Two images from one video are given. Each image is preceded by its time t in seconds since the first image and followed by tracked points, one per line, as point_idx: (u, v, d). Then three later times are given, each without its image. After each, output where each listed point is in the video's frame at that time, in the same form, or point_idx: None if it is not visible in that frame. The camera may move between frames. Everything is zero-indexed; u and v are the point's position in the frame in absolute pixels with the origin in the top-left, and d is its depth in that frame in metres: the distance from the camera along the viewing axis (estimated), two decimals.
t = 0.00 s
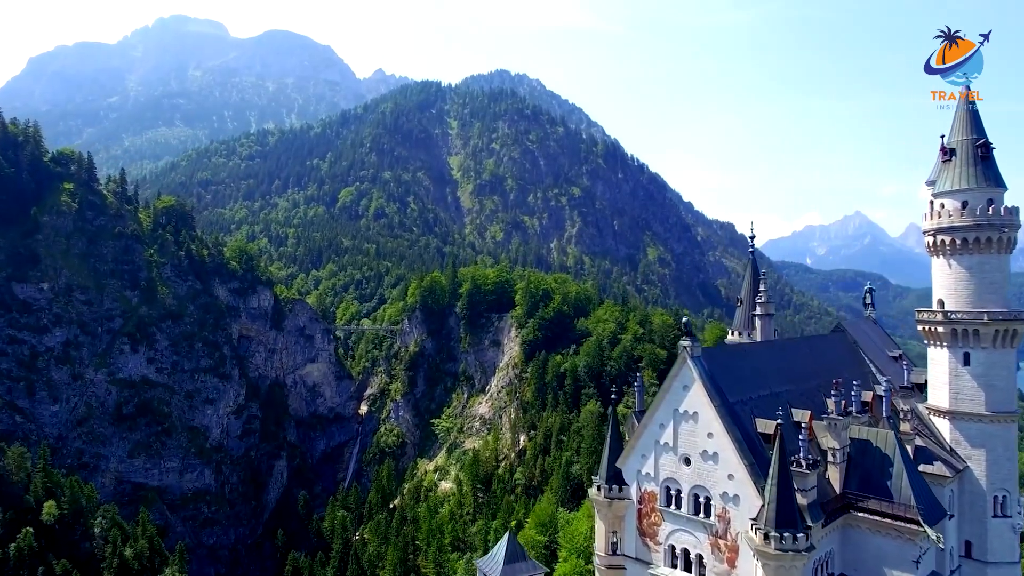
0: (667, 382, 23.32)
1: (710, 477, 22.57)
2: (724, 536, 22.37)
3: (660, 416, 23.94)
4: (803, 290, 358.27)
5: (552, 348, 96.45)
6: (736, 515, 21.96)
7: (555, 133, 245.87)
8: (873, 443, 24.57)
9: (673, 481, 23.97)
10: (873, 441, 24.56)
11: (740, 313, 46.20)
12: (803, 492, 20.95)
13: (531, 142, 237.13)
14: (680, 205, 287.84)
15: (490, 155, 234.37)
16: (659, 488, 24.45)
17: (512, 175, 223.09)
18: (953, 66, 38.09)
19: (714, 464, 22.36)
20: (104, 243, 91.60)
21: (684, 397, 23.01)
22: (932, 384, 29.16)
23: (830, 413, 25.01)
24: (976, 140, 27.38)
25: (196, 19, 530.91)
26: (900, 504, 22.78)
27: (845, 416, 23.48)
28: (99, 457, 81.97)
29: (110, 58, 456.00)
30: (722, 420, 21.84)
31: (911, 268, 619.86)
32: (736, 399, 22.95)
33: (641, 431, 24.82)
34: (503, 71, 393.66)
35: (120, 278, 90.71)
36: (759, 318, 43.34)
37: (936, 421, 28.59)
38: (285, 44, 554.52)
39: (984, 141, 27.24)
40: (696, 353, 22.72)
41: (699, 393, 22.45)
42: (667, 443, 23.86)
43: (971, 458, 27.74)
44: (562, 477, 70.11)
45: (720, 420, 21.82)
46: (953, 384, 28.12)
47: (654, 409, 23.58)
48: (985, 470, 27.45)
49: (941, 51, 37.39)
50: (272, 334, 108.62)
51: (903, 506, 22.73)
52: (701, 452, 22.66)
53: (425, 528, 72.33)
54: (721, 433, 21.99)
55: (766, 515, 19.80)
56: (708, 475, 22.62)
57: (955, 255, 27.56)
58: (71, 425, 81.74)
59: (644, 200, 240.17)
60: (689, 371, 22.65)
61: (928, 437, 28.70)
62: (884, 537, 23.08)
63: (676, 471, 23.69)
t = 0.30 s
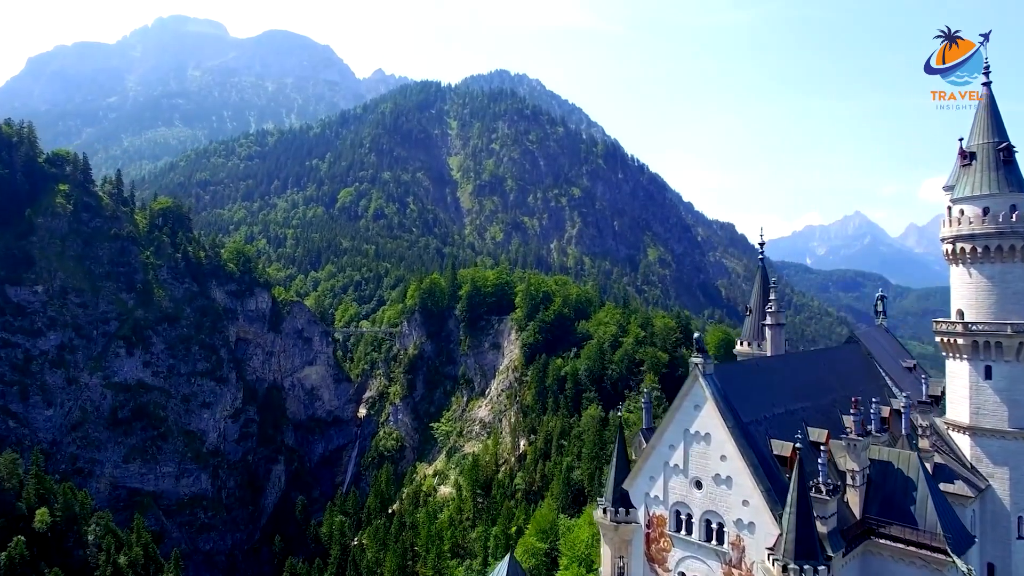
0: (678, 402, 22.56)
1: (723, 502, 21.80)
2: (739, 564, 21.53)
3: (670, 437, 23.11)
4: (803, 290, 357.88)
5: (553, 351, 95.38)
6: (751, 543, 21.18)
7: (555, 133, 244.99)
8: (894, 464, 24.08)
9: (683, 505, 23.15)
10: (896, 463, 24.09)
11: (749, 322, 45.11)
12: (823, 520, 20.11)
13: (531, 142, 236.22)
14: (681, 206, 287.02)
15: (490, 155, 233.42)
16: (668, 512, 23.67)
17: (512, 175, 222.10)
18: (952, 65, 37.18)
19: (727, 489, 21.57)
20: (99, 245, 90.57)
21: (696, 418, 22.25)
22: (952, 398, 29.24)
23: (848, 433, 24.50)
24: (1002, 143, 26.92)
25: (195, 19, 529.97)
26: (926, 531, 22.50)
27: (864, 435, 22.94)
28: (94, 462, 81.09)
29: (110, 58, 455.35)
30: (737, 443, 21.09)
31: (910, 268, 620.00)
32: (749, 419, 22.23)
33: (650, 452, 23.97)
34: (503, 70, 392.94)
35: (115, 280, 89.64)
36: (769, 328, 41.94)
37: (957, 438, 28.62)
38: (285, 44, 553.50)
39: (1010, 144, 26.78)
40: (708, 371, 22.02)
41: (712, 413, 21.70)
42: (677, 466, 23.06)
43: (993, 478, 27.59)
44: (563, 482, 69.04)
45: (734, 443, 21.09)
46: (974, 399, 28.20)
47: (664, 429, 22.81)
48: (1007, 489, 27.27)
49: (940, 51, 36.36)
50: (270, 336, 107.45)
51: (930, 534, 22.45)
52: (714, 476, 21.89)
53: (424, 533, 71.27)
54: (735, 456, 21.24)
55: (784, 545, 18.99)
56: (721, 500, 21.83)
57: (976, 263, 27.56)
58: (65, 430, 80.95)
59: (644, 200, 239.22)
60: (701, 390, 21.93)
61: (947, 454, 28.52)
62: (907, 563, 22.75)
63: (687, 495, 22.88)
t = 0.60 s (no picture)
0: (689, 422, 21.78)
1: (737, 530, 20.92)
2: None
3: (680, 459, 22.20)
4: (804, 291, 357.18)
5: (553, 354, 94.35)
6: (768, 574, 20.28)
7: (555, 134, 244.07)
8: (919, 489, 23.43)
9: (694, 532, 22.18)
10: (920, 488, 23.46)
11: (758, 333, 43.17)
12: (846, 551, 19.30)
13: (531, 142, 235.34)
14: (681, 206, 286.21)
15: (490, 155, 232.34)
16: (678, 539, 22.71)
17: (511, 176, 220.98)
18: (952, 65, 36.37)
19: (742, 515, 20.71)
20: (94, 246, 89.47)
21: (707, 440, 21.45)
22: (972, 414, 28.48)
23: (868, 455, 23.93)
24: None
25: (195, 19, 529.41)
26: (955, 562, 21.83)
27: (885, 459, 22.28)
28: (88, 467, 79.87)
29: (109, 58, 454.09)
30: (753, 467, 20.29)
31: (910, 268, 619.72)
32: (763, 440, 21.58)
33: (658, 475, 23.06)
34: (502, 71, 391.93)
35: (110, 283, 88.57)
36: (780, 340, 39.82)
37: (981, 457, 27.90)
38: (285, 44, 552.43)
39: None
40: (721, 391, 21.30)
41: (726, 435, 20.89)
42: (688, 490, 22.16)
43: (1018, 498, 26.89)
44: (564, 488, 67.74)
45: (751, 467, 20.28)
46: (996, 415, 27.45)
47: (674, 451, 21.96)
48: None
49: (940, 51, 35.37)
50: (268, 339, 106.36)
51: (960, 566, 21.77)
52: (728, 502, 21.03)
53: (423, 539, 70.12)
54: (751, 481, 20.42)
55: None
56: (736, 528, 20.95)
57: (997, 273, 26.95)
58: (59, 435, 79.84)
59: (644, 200, 238.10)
60: (713, 411, 21.18)
61: (969, 473, 27.82)
62: None
63: (699, 521, 21.91)
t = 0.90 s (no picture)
0: (706, 451, 20.69)
1: (757, 569, 19.84)
2: None
3: (695, 489, 21.10)
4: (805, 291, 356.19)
5: (553, 358, 93.01)
6: None
7: (555, 134, 242.87)
8: (952, 522, 22.70)
9: (709, 568, 20.97)
10: (954, 521, 22.65)
11: (771, 345, 39.17)
12: None
13: (531, 143, 234.29)
14: (681, 206, 285.25)
15: (489, 155, 231.07)
16: None
17: (511, 176, 219.64)
18: (952, 66, 35.19)
19: (761, 553, 19.66)
20: (88, 249, 88.14)
21: (724, 471, 20.36)
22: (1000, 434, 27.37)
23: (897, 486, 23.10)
24: None
25: (195, 19, 528.57)
26: None
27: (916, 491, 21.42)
28: (81, 473, 78.63)
29: (108, 58, 452.46)
30: (774, 502, 19.29)
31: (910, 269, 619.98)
32: (784, 471, 20.56)
33: (672, 505, 21.85)
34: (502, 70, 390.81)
35: (104, 286, 87.25)
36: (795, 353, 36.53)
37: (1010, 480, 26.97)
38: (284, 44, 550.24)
39: None
40: (742, 419, 20.28)
41: (745, 465, 19.85)
42: (704, 524, 21.03)
43: None
44: (565, 495, 66.44)
45: (772, 502, 19.23)
46: None
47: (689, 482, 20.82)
48: None
49: (940, 51, 34.27)
50: (265, 342, 105.08)
51: None
52: (747, 538, 19.93)
53: (421, 546, 68.91)
54: (772, 517, 19.36)
55: None
56: (755, 566, 19.86)
57: None
58: (52, 440, 78.68)
59: (644, 200, 236.72)
60: (733, 440, 20.10)
61: (998, 496, 26.93)
62: None
63: (715, 557, 20.72)
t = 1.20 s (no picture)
0: (721, 479, 19.80)
1: None
2: None
3: (708, 519, 20.11)
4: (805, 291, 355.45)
5: (554, 361, 91.90)
6: None
7: (555, 134, 241.92)
8: (988, 554, 21.76)
9: None
10: (989, 553, 21.76)
11: (782, 356, 35.48)
12: None
13: (531, 143, 233.38)
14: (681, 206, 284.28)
15: (489, 155, 229.95)
16: None
17: (511, 176, 218.61)
18: (953, 66, 34.25)
19: None
20: (83, 251, 86.99)
21: (742, 500, 19.45)
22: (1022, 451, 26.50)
23: (926, 515, 22.17)
24: None
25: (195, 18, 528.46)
26: None
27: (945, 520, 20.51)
28: (75, 479, 77.57)
29: (107, 57, 451.09)
30: (794, 534, 18.42)
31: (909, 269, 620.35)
32: (806, 500, 19.70)
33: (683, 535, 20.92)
34: (502, 70, 389.77)
35: (100, 288, 86.14)
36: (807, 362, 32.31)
37: None
38: (284, 43, 548.53)
39: None
40: (761, 445, 19.43)
41: (765, 496, 18.92)
42: (719, 555, 20.05)
43: None
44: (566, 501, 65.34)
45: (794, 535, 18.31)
46: None
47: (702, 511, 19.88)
48: None
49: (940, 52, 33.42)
50: (263, 345, 103.97)
51: None
52: (766, 571, 18.99)
53: (419, 553, 67.87)
54: (794, 550, 18.43)
55: None
56: None
57: None
58: (46, 445, 77.75)
59: (645, 201, 235.55)
60: (751, 468, 19.23)
61: None
62: None
63: None
